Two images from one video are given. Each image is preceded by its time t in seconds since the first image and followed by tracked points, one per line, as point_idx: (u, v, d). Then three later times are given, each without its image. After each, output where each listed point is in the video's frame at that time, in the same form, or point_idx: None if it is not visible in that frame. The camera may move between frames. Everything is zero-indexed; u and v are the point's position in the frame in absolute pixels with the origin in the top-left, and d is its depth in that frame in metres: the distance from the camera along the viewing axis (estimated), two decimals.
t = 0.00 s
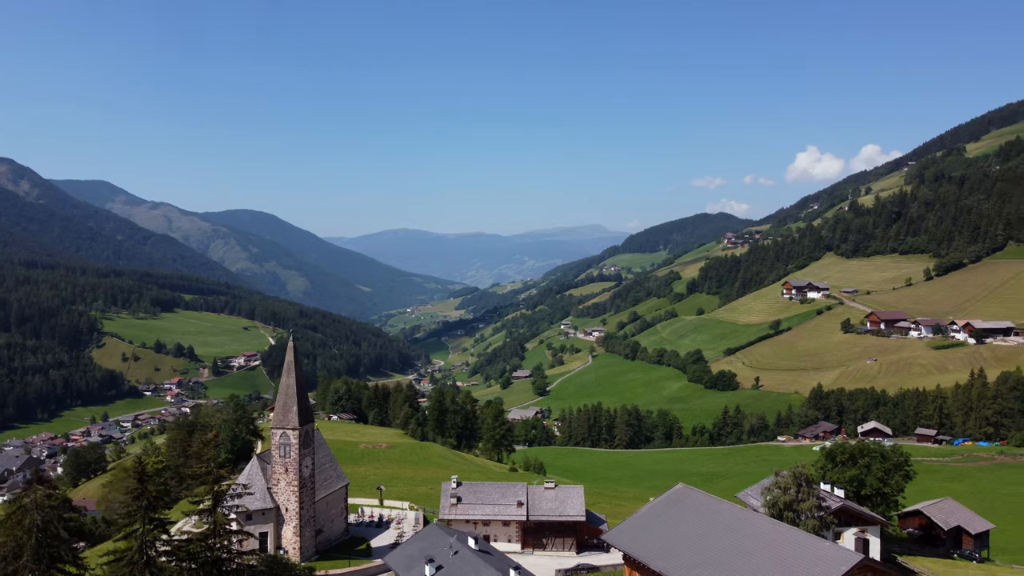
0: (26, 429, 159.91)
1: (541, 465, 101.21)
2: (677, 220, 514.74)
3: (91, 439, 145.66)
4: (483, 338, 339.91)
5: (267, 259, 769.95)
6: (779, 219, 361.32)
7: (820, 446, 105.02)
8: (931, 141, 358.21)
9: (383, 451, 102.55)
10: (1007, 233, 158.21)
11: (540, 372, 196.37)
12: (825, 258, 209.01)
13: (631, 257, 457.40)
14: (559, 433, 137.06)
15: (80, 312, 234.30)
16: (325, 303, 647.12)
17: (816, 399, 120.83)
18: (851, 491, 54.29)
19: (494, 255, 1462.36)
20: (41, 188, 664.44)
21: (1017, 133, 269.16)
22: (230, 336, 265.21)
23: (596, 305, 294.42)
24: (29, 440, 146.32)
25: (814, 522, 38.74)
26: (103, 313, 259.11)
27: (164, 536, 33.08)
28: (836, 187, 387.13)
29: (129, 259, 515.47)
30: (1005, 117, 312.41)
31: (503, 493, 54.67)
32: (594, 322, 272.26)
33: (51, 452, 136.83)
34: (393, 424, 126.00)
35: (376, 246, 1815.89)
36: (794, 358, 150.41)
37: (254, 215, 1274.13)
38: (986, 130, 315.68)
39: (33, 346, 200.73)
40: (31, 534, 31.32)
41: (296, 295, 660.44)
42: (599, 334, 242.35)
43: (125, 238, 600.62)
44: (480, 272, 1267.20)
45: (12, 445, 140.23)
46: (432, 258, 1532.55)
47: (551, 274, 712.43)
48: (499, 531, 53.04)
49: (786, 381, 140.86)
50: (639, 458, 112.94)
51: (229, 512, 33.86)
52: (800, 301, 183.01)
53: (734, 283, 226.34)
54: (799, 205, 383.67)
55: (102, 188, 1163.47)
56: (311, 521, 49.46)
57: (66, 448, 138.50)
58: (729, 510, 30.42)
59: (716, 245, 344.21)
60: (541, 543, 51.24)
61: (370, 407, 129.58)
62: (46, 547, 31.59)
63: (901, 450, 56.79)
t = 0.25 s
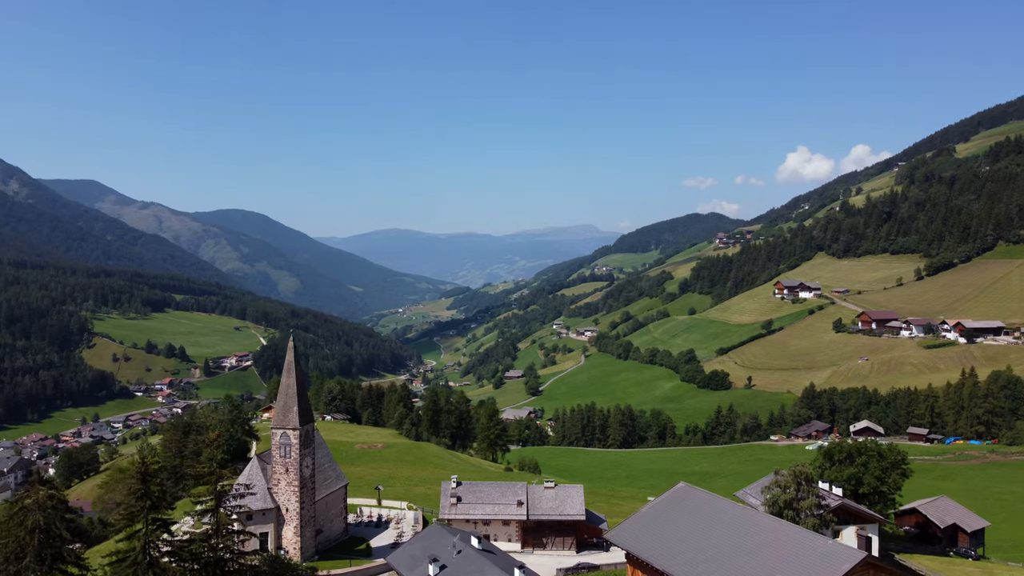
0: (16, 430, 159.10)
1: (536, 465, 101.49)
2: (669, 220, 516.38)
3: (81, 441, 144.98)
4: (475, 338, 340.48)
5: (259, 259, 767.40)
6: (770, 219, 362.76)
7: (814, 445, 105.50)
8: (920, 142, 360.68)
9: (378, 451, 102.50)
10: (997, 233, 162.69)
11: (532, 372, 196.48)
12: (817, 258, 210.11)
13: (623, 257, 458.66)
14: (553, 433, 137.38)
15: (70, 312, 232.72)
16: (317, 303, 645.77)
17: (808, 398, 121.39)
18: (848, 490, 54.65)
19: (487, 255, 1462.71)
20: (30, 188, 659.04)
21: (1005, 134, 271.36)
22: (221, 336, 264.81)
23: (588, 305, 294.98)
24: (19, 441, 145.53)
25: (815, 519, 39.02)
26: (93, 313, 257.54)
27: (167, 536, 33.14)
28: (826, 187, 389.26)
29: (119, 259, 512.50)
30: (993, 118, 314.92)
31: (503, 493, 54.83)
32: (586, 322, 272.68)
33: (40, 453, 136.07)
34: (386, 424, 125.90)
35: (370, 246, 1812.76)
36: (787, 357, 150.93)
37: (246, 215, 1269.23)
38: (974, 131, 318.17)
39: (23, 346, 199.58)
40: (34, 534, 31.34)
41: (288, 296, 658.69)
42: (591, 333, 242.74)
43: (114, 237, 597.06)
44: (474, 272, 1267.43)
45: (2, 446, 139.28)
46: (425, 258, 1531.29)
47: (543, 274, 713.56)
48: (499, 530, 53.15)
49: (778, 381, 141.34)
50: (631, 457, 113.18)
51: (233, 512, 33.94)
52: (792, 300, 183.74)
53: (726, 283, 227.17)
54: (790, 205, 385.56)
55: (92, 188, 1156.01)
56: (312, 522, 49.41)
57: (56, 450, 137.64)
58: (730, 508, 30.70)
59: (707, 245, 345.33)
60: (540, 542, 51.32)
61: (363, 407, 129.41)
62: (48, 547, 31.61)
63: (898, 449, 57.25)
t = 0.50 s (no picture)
0: (6, 430, 158.30)
1: (530, 466, 101.72)
2: (661, 220, 517.56)
3: (72, 441, 144.28)
4: (467, 338, 340.64)
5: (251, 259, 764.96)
6: (762, 219, 364.10)
7: (807, 443, 105.91)
8: (911, 143, 362.67)
9: (374, 451, 102.26)
10: (987, 233, 163.55)
11: (525, 372, 196.64)
12: (809, 258, 211.05)
13: (615, 257, 459.46)
14: (546, 432, 137.69)
15: (60, 312, 231.35)
16: (309, 304, 644.16)
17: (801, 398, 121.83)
18: (846, 488, 54.90)
19: (481, 254, 1462.71)
20: (19, 187, 654.28)
21: (994, 135, 273.15)
22: (213, 336, 264.29)
23: (580, 305, 295.44)
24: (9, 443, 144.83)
25: (816, 517, 39.33)
26: (83, 313, 256.35)
27: (170, 537, 33.10)
28: (817, 188, 391.02)
29: (108, 259, 509.72)
30: (982, 119, 316.97)
31: (503, 492, 54.94)
32: (579, 322, 272.99)
33: (30, 455, 135.33)
34: (381, 425, 125.69)
35: (363, 246, 1809.41)
36: (779, 357, 151.45)
37: (239, 215, 1264.35)
38: (964, 132, 320.23)
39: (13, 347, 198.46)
40: (36, 535, 31.31)
41: (280, 296, 656.83)
42: (584, 333, 243.06)
43: (105, 237, 593.54)
44: (468, 272, 1266.92)
45: None
46: (419, 258, 1529.79)
47: (536, 273, 714.20)
48: (500, 530, 53.28)
49: (771, 380, 141.80)
50: (624, 457, 113.46)
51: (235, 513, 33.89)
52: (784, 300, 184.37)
53: (718, 283, 227.80)
54: (781, 205, 387.04)
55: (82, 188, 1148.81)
56: (312, 522, 49.45)
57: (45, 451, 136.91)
58: (733, 506, 30.85)
59: (699, 245, 346.21)
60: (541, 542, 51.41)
61: (357, 408, 129.20)
62: (51, 548, 31.61)
63: (895, 448, 57.56)
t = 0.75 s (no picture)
0: None
1: (526, 466, 101.94)
2: (653, 220, 518.52)
3: (63, 443, 143.63)
4: (459, 338, 340.75)
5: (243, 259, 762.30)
6: (754, 219, 365.31)
7: (800, 442, 106.33)
8: (901, 143, 364.40)
9: (369, 451, 102.17)
10: (977, 233, 164.62)
11: (518, 372, 196.85)
12: (800, 257, 211.96)
13: (607, 257, 460.21)
14: (540, 432, 137.79)
15: (50, 312, 230.03)
16: (302, 304, 642.56)
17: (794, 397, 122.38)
18: (844, 486, 55.19)
19: (475, 254, 1462.56)
20: (8, 187, 649.70)
21: (984, 136, 274.74)
22: (204, 336, 263.73)
23: (573, 305, 295.85)
24: None
25: (815, 515, 39.60)
26: (74, 313, 255.11)
27: (172, 537, 33.16)
28: (809, 188, 392.47)
29: (99, 260, 507.26)
30: (972, 120, 318.67)
31: (503, 492, 55.07)
32: (571, 321, 273.35)
33: (20, 456, 134.66)
34: (375, 424, 125.56)
35: (357, 246, 1805.96)
36: (772, 356, 151.96)
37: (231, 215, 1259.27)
38: (954, 132, 321.81)
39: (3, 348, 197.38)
40: (39, 536, 31.29)
41: (272, 296, 654.93)
42: (576, 333, 243.46)
43: (95, 237, 590.05)
44: (461, 271, 1266.67)
45: None
46: (413, 258, 1527.89)
47: (529, 273, 714.85)
48: (500, 529, 53.41)
49: (763, 379, 142.31)
50: (617, 456, 113.74)
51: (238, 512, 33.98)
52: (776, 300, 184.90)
53: (710, 283, 228.43)
54: (773, 205, 388.47)
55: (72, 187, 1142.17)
56: (312, 521, 49.48)
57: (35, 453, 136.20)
58: (735, 505, 31.04)
59: (691, 245, 346.96)
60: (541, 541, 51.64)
61: (351, 408, 129.00)
62: (54, 548, 31.63)
63: (892, 447, 57.90)
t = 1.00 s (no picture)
0: None
1: (521, 465, 102.14)
2: (645, 220, 519.45)
3: (53, 444, 142.81)
4: (451, 338, 340.76)
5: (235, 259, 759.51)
6: (745, 219, 366.59)
7: (794, 442, 106.76)
8: (892, 143, 366.28)
9: (365, 451, 102.08)
10: (968, 233, 165.77)
11: (511, 372, 197.00)
12: (792, 257, 212.81)
13: (599, 257, 460.87)
14: (533, 432, 137.86)
15: (40, 313, 228.59)
16: (295, 304, 640.74)
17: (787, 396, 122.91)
18: (842, 484, 55.58)
19: (468, 254, 1462.37)
20: None
21: (974, 136, 276.54)
22: (196, 337, 262.97)
23: (565, 304, 296.25)
24: None
25: (814, 513, 39.87)
26: (64, 313, 253.94)
27: (175, 537, 33.19)
28: (800, 188, 394.01)
29: (89, 260, 504.30)
30: (962, 121, 320.59)
31: (503, 491, 55.24)
32: (564, 321, 273.58)
33: (9, 458, 133.81)
34: (370, 424, 125.41)
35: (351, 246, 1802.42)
36: (764, 356, 152.53)
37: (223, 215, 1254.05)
38: (944, 133, 323.70)
39: None
40: (41, 537, 31.28)
41: (264, 296, 652.81)
42: (569, 333, 243.76)
43: (84, 237, 586.29)
44: (455, 271, 1266.32)
45: None
46: (406, 258, 1525.71)
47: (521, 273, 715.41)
48: (501, 529, 53.57)
49: (756, 379, 142.77)
50: (610, 456, 113.95)
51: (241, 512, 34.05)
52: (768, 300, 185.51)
53: (702, 282, 229.06)
54: (765, 205, 389.88)
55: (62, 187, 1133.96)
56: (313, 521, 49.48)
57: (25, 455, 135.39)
58: (737, 504, 31.20)
59: (683, 245, 347.83)
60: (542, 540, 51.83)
61: (345, 408, 128.75)
62: (56, 548, 31.64)
63: (889, 446, 58.28)
